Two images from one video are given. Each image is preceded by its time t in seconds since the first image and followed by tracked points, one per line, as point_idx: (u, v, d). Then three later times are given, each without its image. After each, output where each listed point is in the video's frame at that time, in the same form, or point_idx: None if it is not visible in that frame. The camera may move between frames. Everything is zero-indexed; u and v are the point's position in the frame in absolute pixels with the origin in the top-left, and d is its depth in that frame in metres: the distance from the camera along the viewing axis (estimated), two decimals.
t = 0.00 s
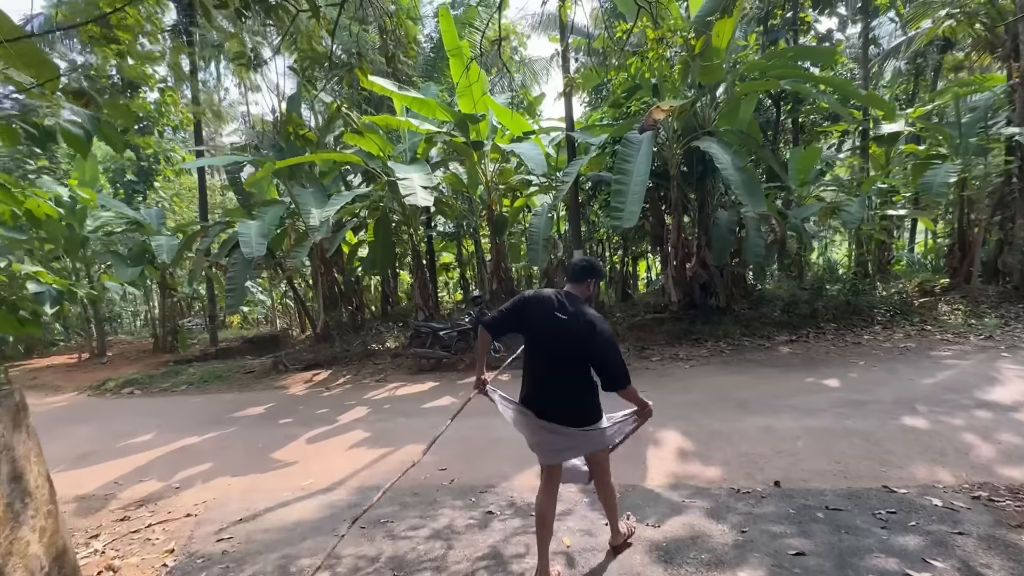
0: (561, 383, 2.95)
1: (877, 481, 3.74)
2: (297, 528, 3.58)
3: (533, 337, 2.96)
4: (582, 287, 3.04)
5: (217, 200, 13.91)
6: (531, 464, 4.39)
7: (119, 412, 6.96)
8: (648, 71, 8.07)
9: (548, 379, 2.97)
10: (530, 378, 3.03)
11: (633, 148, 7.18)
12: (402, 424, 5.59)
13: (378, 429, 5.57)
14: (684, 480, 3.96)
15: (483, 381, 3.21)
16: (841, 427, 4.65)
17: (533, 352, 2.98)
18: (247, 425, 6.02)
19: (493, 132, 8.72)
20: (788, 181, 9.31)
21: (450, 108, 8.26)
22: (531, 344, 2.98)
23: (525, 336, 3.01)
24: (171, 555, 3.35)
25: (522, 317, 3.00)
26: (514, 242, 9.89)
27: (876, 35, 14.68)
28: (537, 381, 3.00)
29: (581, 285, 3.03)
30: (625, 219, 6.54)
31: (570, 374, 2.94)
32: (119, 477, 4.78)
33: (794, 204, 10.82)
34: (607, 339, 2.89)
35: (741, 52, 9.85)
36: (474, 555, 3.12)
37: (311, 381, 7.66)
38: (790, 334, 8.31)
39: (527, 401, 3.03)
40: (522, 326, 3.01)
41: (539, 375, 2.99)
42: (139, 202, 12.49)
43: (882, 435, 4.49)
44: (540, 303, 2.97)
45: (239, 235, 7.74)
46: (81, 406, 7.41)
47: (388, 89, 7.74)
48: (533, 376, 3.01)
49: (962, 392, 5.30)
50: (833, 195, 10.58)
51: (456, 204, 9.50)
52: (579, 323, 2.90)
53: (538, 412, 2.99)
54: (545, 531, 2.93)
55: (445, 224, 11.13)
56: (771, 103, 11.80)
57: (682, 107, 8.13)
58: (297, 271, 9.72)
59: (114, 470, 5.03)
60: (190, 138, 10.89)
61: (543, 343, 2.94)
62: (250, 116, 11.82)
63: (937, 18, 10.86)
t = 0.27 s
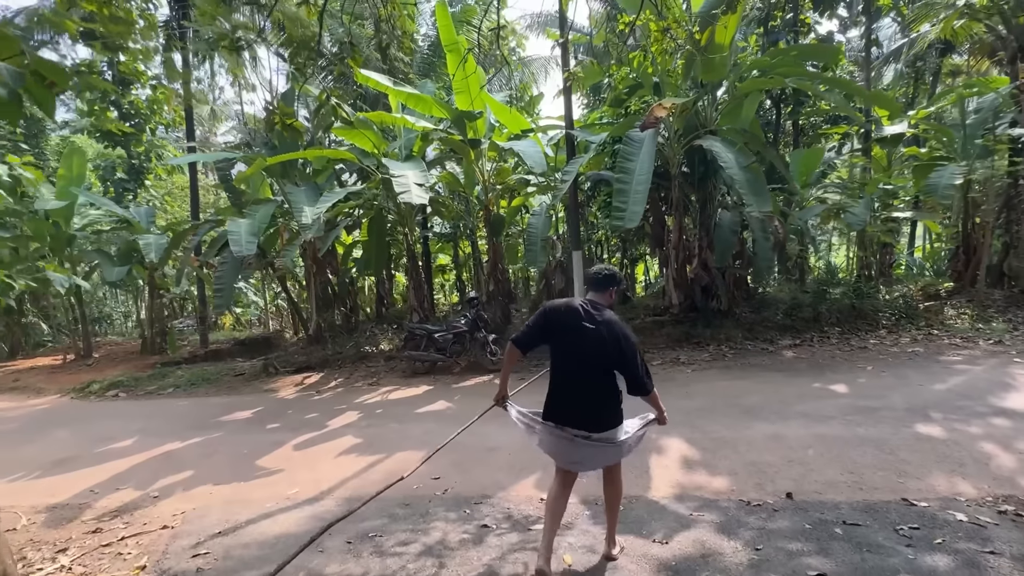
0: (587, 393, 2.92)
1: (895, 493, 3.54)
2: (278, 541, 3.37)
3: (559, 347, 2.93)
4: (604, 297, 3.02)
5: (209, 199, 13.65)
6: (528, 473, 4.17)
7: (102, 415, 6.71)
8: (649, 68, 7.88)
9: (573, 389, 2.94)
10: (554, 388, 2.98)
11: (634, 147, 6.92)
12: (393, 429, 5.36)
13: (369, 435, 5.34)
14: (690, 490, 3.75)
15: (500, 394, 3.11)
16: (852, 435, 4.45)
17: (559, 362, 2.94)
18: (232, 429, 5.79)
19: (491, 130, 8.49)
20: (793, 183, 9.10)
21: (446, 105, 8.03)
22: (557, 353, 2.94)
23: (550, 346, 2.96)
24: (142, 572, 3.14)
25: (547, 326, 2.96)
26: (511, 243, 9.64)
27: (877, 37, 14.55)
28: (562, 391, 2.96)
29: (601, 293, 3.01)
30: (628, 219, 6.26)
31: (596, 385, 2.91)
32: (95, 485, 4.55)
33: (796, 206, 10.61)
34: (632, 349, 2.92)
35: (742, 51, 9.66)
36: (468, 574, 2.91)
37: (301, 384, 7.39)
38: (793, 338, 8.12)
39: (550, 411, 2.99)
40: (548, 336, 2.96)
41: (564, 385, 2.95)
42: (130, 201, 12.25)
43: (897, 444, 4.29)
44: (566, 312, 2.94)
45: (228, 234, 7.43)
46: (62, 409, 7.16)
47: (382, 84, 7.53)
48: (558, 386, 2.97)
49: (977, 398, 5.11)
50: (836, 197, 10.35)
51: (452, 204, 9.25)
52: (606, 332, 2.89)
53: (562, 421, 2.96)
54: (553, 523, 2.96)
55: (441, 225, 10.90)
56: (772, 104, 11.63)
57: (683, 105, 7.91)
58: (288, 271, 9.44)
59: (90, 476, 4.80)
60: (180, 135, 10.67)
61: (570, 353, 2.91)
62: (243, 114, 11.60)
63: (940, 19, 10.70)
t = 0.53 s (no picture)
0: (604, 383, 3.01)
1: (910, 507, 3.37)
2: (259, 557, 3.19)
3: (572, 341, 3.04)
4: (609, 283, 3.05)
5: (202, 199, 13.46)
6: (524, 483, 3.99)
7: (86, 419, 6.51)
8: (649, 66, 7.70)
9: (589, 380, 3.03)
10: (571, 382, 3.10)
11: (635, 146, 6.62)
12: (385, 434, 5.17)
13: (360, 441, 5.15)
14: (694, 503, 3.57)
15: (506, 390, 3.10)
16: (863, 445, 4.28)
17: (573, 355, 3.05)
18: (219, 434, 5.60)
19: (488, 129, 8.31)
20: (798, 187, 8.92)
21: (443, 103, 7.84)
22: (571, 347, 3.05)
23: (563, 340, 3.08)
24: None
25: (559, 322, 3.08)
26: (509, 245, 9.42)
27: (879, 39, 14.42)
28: (577, 383, 3.07)
29: (607, 283, 3.05)
30: (630, 219, 6.03)
31: (611, 374, 3.00)
32: (72, 493, 4.36)
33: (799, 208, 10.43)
34: (645, 333, 2.95)
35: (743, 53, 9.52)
36: None
37: (292, 387, 7.18)
38: (797, 343, 7.95)
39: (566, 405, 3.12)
40: (561, 331, 3.08)
41: (580, 377, 3.05)
42: (123, 201, 12.07)
43: (909, 454, 4.13)
44: (575, 307, 3.05)
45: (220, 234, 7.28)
46: (45, 413, 6.95)
47: (377, 81, 7.35)
48: (574, 378, 3.08)
49: (990, 406, 4.95)
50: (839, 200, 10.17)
51: (450, 206, 9.04)
52: (615, 322, 2.96)
53: (580, 413, 3.08)
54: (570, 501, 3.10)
55: (439, 227, 10.72)
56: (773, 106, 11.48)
57: (685, 105, 7.73)
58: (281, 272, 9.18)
59: (67, 484, 4.60)
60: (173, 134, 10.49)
61: (583, 346, 3.01)
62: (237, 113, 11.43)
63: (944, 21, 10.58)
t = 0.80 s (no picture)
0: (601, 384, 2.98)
1: (921, 522, 3.18)
2: (229, 573, 3.00)
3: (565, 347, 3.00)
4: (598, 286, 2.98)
5: (194, 198, 13.24)
6: (514, 493, 3.79)
7: (65, 421, 6.30)
8: (648, 62, 7.49)
9: (586, 384, 3.00)
10: (571, 388, 3.06)
11: (634, 143, 6.34)
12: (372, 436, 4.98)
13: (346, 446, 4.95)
14: (692, 515, 3.38)
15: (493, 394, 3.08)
16: (869, 455, 4.09)
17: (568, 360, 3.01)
18: (200, 438, 5.40)
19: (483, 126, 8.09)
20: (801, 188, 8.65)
21: (437, 99, 7.63)
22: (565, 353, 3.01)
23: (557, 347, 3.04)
24: None
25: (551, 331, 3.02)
26: (504, 244, 9.17)
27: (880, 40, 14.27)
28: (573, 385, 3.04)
29: (594, 289, 2.99)
30: (629, 218, 5.81)
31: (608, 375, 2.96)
32: (41, 501, 4.16)
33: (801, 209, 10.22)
34: (635, 333, 2.86)
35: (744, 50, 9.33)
36: None
37: (280, 390, 6.96)
38: (798, 346, 7.75)
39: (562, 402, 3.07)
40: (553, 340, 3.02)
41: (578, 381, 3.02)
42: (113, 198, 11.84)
43: (919, 465, 3.94)
44: (564, 315, 3.00)
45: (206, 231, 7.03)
46: (25, 414, 6.73)
47: (369, 75, 7.14)
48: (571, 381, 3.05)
49: (1001, 415, 4.77)
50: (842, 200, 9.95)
51: (445, 205, 8.81)
52: (605, 326, 2.90)
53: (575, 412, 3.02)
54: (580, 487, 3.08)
55: (435, 227, 10.51)
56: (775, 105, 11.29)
57: (684, 102, 7.52)
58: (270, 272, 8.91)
59: (37, 490, 4.40)
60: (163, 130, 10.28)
61: (577, 352, 2.97)
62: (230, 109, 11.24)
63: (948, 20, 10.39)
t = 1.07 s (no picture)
0: (592, 390, 2.86)
1: (934, 538, 2.99)
2: None
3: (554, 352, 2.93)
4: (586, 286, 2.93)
5: (180, 197, 12.95)
6: (501, 505, 3.56)
7: (34, 427, 6.02)
8: (644, 59, 7.28)
9: (577, 391, 2.88)
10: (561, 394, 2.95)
11: (628, 141, 6.15)
12: (353, 443, 4.72)
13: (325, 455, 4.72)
14: (689, 531, 3.17)
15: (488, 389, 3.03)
16: (875, 465, 3.90)
17: (557, 365, 2.92)
18: (173, 445, 5.15)
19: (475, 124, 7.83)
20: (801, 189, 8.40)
21: (428, 95, 7.37)
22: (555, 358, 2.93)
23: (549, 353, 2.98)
24: None
25: (541, 335, 2.99)
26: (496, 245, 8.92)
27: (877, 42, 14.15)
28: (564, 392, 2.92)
29: (584, 290, 2.93)
30: (622, 217, 5.59)
31: (599, 380, 2.84)
32: None
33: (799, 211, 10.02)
34: (623, 332, 2.77)
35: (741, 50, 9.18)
36: None
37: (262, 394, 6.69)
38: (796, 350, 7.55)
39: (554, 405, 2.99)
40: (544, 344, 3.00)
41: (568, 388, 2.90)
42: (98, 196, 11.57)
43: (928, 476, 3.74)
44: (553, 317, 2.95)
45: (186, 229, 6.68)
46: None
47: (356, 69, 6.89)
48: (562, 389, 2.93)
49: (1009, 424, 4.58)
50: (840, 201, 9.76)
51: (436, 204, 8.58)
52: (591, 325, 2.82)
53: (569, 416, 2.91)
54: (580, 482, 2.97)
55: (426, 227, 10.25)
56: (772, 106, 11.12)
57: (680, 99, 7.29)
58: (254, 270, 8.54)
59: None
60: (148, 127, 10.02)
61: (565, 356, 2.88)
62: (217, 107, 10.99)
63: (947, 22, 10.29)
